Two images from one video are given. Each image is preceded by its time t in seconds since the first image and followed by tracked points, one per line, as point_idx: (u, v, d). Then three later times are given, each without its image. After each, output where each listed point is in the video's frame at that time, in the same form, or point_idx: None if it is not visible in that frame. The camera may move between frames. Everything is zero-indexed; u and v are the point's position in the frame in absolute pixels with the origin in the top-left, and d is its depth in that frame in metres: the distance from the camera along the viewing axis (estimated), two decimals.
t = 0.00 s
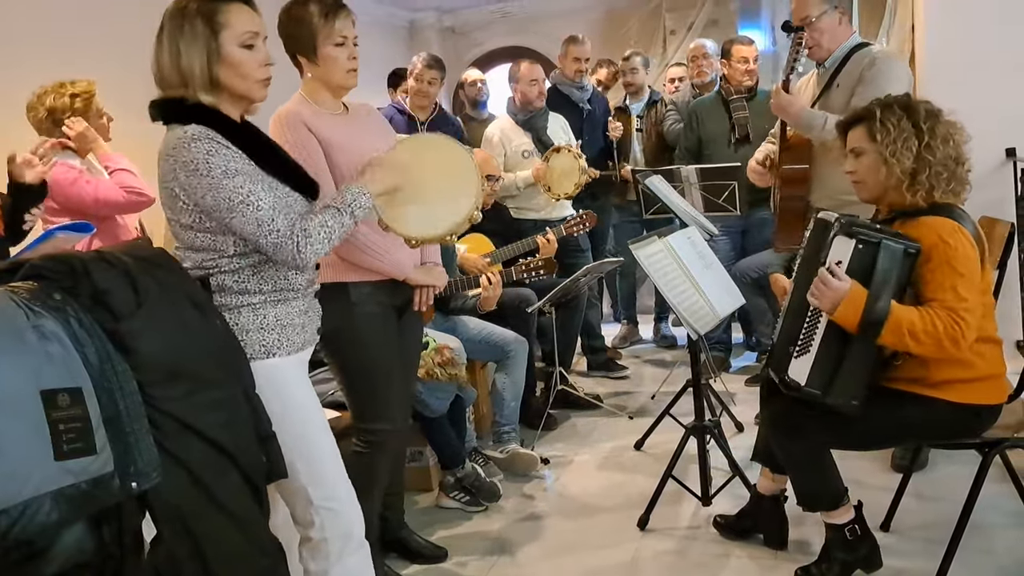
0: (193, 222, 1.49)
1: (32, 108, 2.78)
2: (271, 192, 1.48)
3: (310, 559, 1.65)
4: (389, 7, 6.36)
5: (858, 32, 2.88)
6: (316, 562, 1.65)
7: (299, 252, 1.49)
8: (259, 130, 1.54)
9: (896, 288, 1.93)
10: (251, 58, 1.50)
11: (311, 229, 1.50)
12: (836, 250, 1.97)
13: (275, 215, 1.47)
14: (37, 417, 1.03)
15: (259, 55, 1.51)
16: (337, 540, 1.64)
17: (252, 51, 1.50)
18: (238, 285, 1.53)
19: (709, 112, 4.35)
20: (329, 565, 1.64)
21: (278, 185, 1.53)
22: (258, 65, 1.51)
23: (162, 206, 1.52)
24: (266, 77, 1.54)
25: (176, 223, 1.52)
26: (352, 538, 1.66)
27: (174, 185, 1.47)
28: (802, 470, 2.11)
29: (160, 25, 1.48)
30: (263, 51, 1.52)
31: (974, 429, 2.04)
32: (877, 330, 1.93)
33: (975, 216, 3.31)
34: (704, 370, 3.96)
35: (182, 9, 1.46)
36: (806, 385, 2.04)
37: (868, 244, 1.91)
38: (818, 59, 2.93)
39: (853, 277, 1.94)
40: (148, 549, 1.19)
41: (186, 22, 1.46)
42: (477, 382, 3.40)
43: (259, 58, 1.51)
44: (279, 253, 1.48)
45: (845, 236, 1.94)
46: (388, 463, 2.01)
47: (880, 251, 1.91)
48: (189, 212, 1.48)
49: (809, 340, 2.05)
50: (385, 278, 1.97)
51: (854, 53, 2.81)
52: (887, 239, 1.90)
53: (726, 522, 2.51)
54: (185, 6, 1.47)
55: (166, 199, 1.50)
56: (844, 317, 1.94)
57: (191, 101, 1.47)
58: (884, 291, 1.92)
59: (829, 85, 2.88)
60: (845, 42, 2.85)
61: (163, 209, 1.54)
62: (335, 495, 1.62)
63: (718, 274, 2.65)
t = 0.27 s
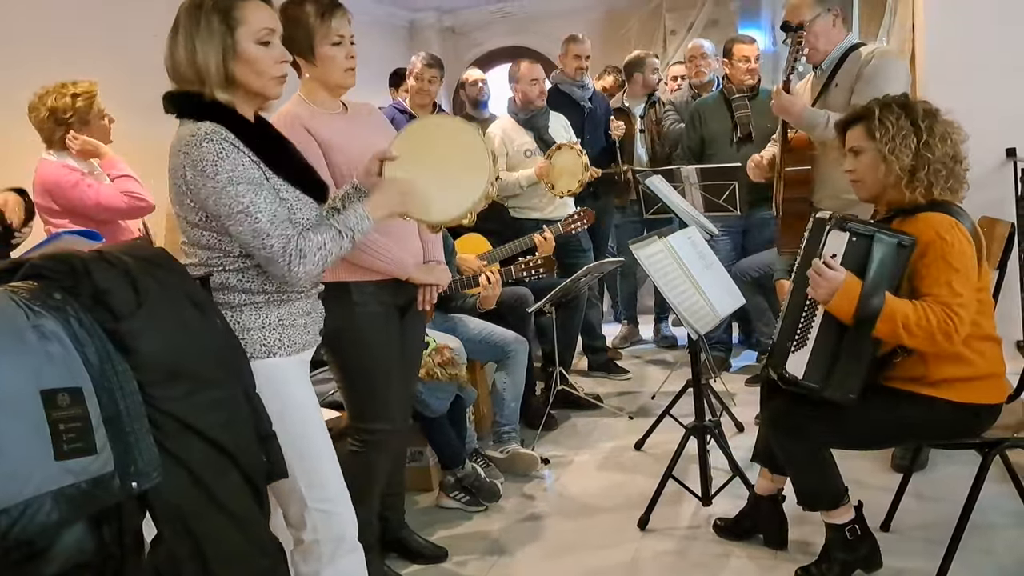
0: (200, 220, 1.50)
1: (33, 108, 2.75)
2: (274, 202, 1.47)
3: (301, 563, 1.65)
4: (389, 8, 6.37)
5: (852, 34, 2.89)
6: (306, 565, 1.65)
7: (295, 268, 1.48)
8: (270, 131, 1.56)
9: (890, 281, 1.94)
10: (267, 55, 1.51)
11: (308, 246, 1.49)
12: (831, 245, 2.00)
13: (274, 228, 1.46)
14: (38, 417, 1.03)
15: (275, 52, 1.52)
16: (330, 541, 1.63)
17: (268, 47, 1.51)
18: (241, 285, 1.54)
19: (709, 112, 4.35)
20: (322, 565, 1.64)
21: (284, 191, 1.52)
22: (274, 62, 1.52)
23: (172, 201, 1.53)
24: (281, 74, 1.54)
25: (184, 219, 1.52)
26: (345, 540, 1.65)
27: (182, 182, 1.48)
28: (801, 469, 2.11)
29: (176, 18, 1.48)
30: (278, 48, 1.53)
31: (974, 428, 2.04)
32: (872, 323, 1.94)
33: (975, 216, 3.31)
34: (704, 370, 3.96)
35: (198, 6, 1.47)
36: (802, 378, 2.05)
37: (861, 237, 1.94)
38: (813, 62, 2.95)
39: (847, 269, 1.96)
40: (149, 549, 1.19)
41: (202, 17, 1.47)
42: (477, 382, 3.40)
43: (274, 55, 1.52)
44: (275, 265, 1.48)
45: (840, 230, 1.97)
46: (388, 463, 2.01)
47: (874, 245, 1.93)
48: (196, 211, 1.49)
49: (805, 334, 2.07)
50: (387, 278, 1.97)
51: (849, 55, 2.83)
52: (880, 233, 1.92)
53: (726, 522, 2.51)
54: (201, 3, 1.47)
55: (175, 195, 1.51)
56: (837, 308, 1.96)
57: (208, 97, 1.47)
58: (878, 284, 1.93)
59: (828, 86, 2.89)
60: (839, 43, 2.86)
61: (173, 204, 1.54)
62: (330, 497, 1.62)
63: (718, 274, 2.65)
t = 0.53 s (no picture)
0: (206, 218, 1.49)
1: (30, 104, 2.78)
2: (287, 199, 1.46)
3: (304, 561, 1.65)
4: (390, 7, 6.37)
5: (851, 35, 2.88)
6: (309, 563, 1.65)
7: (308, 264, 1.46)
8: (278, 130, 1.56)
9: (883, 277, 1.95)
10: (281, 56, 1.51)
11: (324, 240, 1.45)
12: (826, 240, 2.02)
13: (287, 223, 1.44)
14: (38, 417, 1.03)
15: (289, 54, 1.53)
16: (332, 540, 1.63)
17: (282, 49, 1.51)
18: (243, 286, 1.54)
19: (709, 112, 4.35)
20: (322, 565, 1.64)
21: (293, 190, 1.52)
22: (289, 64, 1.52)
23: (178, 199, 1.53)
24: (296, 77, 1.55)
25: (190, 217, 1.52)
26: (348, 538, 1.65)
27: (189, 179, 1.47)
28: (801, 469, 2.11)
29: (190, 18, 1.48)
30: (293, 51, 1.53)
31: (974, 428, 2.04)
32: (864, 317, 1.95)
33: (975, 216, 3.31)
34: (704, 369, 3.96)
35: (213, 7, 1.47)
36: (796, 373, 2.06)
37: (854, 233, 1.96)
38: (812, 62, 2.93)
39: (840, 265, 1.98)
40: (148, 549, 1.19)
41: (218, 17, 1.47)
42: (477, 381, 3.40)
43: (289, 56, 1.52)
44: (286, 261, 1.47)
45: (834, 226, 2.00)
46: (389, 463, 2.01)
47: (866, 241, 1.95)
48: (203, 208, 1.48)
49: (798, 328, 2.08)
50: (391, 276, 1.96)
51: (847, 56, 2.83)
52: (872, 230, 1.94)
53: (726, 522, 2.51)
54: (216, 3, 1.47)
55: (182, 193, 1.51)
56: (829, 303, 1.97)
57: (219, 97, 1.48)
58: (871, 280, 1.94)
59: (825, 87, 2.89)
60: (839, 45, 2.85)
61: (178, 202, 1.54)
62: (332, 495, 1.62)
63: (718, 274, 2.65)
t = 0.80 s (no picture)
0: (203, 218, 1.50)
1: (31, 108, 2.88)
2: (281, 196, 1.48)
3: (306, 560, 1.65)
4: (390, 7, 6.37)
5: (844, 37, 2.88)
6: (311, 563, 1.65)
7: (302, 261, 1.49)
8: (273, 130, 1.55)
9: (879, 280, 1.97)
10: (274, 55, 1.51)
11: (313, 238, 1.50)
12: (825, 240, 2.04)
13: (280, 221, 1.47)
14: (38, 417, 1.04)
15: (282, 52, 1.52)
16: (335, 540, 1.64)
17: (275, 47, 1.51)
18: (243, 284, 1.54)
19: (710, 112, 4.35)
20: (324, 565, 1.65)
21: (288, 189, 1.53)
22: (280, 62, 1.52)
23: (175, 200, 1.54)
24: (288, 73, 1.54)
25: (187, 218, 1.53)
26: (349, 539, 1.65)
27: (185, 179, 1.48)
28: (800, 469, 2.11)
29: (183, 18, 1.49)
30: (284, 48, 1.53)
31: (973, 429, 2.04)
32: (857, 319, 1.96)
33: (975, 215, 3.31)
34: (704, 369, 3.96)
35: (207, 7, 1.47)
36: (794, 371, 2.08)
37: (852, 233, 1.97)
38: (805, 66, 2.92)
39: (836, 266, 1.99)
40: (148, 549, 1.19)
41: (211, 18, 1.47)
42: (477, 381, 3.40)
43: (280, 55, 1.52)
44: (282, 257, 1.49)
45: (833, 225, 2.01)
46: (389, 463, 2.01)
47: (863, 241, 1.96)
48: (199, 208, 1.49)
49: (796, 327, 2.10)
50: (394, 275, 1.96)
51: (841, 60, 2.81)
52: (870, 230, 1.95)
53: (726, 522, 2.51)
54: (208, 3, 1.48)
55: (178, 194, 1.51)
56: (820, 303, 1.99)
57: (214, 97, 1.48)
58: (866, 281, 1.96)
59: (818, 92, 2.88)
60: (832, 49, 2.85)
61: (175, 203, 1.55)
62: (335, 494, 1.63)
63: (718, 274, 2.65)
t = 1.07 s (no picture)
0: (200, 222, 1.50)
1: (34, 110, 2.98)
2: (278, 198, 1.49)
3: (317, 557, 1.65)
4: (390, 7, 6.37)
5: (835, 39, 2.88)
6: (322, 559, 1.65)
7: (304, 261, 1.50)
8: (267, 131, 1.55)
9: (882, 300, 1.94)
10: (263, 56, 1.50)
11: (315, 241, 1.52)
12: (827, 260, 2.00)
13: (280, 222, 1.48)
14: (37, 417, 1.04)
15: (271, 53, 1.52)
16: (346, 536, 1.64)
17: (264, 48, 1.51)
18: (244, 285, 1.54)
19: (710, 112, 4.35)
20: (334, 562, 1.65)
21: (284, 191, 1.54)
22: (269, 62, 1.52)
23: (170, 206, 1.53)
24: (277, 75, 1.54)
25: (184, 222, 1.52)
26: (360, 534, 1.66)
27: (180, 185, 1.48)
28: (802, 470, 2.11)
29: (172, 18, 1.48)
30: (274, 49, 1.52)
31: (975, 428, 2.04)
32: (857, 344, 1.95)
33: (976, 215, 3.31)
34: (704, 369, 3.96)
35: (194, 8, 1.47)
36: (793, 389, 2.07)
37: (854, 256, 1.93)
38: (797, 71, 2.93)
39: (834, 295, 1.96)
40: (148, 549, 1.19)
41: (199, 19, 1.47)
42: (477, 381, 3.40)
43: (270, 56, 1.52)
44: (284, 258, 1.49)
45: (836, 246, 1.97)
46: (391, 462, 2.01)
47: (867, 262, 1.92)
48: (196, 213, 1.49)
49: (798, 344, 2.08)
50: (393, 276, 1.97)
51: (832, 64, 2.82)
52: (876, 251, 1.90)
53: (725, 522, 2.51)
54: (197, 5, 1.47)
55: (174, 199, 1.51)
56: (822, 330, 1.97)
57: (205, 99, 1.47)
58: (869, 304, 1.93)
59: (812, 96, 2.88)
60: (823, 52, 2.85)
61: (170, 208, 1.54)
62: (342, 491, 1.62)
63: (718, 274, 2.65)
